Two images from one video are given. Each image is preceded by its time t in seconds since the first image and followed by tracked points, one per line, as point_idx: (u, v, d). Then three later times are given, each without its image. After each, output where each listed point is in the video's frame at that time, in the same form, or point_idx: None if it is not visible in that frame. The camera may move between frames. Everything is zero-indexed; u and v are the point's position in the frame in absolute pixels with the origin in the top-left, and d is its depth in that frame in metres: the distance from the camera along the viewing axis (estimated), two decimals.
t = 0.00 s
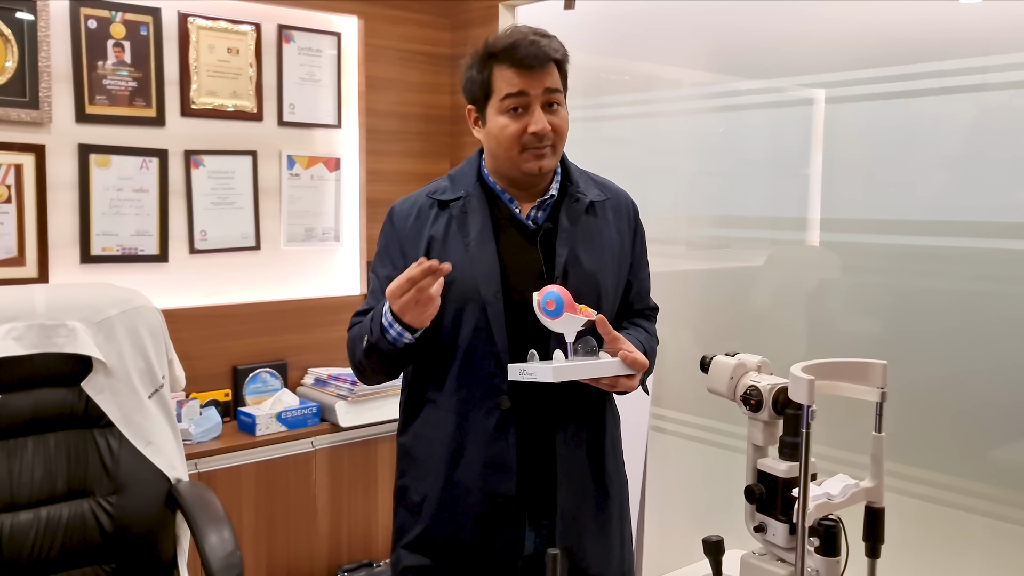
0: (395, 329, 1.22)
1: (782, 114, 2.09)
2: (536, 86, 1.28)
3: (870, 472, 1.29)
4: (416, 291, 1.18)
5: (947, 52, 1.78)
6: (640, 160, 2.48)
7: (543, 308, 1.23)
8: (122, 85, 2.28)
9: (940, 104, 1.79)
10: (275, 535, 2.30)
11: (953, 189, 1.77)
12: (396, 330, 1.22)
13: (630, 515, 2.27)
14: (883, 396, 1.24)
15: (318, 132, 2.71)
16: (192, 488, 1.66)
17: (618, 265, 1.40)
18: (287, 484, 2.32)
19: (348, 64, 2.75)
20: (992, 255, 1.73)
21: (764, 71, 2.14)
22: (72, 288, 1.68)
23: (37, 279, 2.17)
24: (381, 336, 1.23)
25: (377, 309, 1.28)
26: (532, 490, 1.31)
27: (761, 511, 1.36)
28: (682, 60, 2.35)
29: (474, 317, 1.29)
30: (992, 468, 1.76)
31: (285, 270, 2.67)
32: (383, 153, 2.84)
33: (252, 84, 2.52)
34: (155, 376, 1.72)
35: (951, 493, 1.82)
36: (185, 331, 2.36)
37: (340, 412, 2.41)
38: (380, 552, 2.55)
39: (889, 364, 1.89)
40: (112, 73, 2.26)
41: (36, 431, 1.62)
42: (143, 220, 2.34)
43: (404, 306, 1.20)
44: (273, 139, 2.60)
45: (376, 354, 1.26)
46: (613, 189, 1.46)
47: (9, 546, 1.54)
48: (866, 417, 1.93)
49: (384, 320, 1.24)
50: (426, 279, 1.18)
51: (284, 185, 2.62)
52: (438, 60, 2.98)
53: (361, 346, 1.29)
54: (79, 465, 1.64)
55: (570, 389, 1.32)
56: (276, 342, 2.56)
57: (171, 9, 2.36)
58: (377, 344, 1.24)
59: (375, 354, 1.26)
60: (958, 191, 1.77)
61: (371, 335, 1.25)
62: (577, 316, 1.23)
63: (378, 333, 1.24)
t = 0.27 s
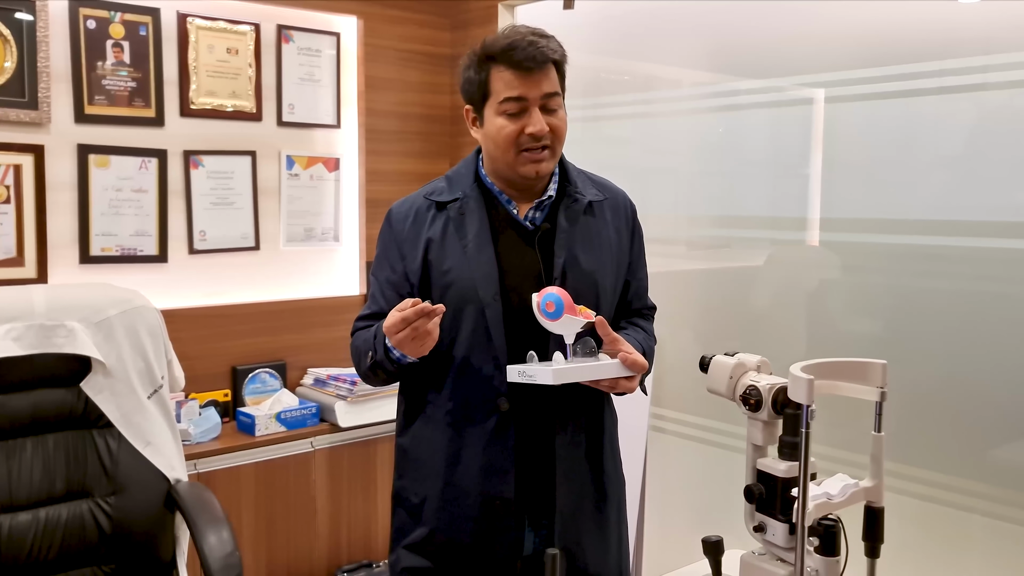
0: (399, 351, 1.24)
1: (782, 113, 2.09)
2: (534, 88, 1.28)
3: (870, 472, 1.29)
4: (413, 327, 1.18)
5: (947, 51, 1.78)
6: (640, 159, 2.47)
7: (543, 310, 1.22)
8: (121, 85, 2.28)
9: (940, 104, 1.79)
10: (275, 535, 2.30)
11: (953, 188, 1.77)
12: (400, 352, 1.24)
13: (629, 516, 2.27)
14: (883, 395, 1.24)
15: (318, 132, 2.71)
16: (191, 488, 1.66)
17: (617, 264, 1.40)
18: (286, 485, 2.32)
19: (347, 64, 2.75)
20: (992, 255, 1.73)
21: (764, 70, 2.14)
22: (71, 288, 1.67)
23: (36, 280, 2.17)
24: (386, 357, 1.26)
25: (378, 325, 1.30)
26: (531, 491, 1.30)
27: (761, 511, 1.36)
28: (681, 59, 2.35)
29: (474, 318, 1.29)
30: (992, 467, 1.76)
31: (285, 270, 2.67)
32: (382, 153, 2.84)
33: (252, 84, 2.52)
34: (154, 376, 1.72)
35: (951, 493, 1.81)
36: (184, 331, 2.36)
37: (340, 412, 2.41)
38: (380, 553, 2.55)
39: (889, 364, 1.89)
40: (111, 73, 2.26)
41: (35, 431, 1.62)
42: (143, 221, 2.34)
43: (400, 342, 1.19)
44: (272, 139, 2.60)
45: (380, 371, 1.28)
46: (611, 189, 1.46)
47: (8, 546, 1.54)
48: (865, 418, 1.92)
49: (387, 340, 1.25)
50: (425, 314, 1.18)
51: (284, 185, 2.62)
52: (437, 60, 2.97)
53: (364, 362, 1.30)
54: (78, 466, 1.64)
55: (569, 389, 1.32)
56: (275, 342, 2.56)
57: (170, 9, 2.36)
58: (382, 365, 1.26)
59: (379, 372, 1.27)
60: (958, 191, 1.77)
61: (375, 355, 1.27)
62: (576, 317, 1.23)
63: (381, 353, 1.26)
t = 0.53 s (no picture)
0: (401, 322, 1.22)
1: (781, 112, 2.09)
2: (526, 69, 1.30)
3: (869, 470, 1.29)
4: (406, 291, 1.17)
5: (946, 50, 1.78)
6: (639, 158, 2.47)
7: (539, 307, 1.23)
8: (120, 84, 2.28)
9: (938, 102, 1.79)
10: (273, 534, 2.30)
11: (952, 186, 1.77)
12: (402, 323, 1.22)
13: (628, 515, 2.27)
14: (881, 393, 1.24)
15: (316, 131, 2.71)
16: (189, 487, 1.66)
17: (615, 263, 1.40)
18: (285, 483, 2.32)
19: (346, 63, 2.75)
20: (990, 253, 1.73)
21: (763, 69, 2.14)
22: (69, 287, 1.67)
23: (35, 278, 2.17)
24: (389, 332, 1.23)
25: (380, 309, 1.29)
26: (529, 490, 1.30)
27: (759, 510, 1.36)
28: (680, 58, 2.35)
29: (470, 317, 1.28)
30: (991, 465, 1.76)
31: (284, 269, 2.67)
32: (381, 151, 2.84)
33: (250, 83, 2.52)
34: (153, 376, 1.72)
35: (950, 492, 1.82)
36: (183, 330, 2.36)
37: (339, 411, 2.41)
38: (379, 552, 2.55)
39: (887, 363, 1.89)
40: (109, 72, 2.26)
41: (33, 430, 1.61)
42: (141, 219, 2.34)
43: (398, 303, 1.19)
44: (271, 138, 2.60)
45: (384, 352, 1.25)
46: (609, 188, 1.46)
47: (6, 545, 1.54)
48: (863, 417, 1.92)
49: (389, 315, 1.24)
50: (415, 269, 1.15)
51: (282, 184, 2.61)
52: (436, 59, 2.97)
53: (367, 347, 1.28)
54: (76, 465, 1.64)
55: (566, 389, 1.32)
56: (274, 341, 2.56)
57: (169, 8, 2.36)
58: (385, 341, 1.24)
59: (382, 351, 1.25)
60: (958, 190, 1.76)
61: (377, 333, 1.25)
62: (574, 316, 1.23)
63: (384, 328, 1.24)
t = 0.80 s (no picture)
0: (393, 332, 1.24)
1: (781, 112, 2.09)
2: (520, 56, 1.34)
3: (868, 470, 1.29)
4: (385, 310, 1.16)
5: (945, 49, 1.78)
6: (639, 158, 2.47)
7: (538, 306, 1.22)
8: (120, 83, 2.28)
9: (938, 102, 1.79)
10: (273, 533, 2.30)
11: (952, 186, 1.77)
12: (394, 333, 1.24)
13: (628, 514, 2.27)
14: (880, 393, 1.24)
15: (317, 130, 2.71)
16: (189, 486, 1.66)
17: (614, 263, 1.40)
18: (285, 483, 2.32)
19: (346, 62, 2.75)
20: (990, 253, 1.73)
21: (762, 68, 2.14)
22: (69, 287, 1.67)
23: (35, 278, 2.17)
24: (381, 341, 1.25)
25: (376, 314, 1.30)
26: (528, 489, 1.30)
27: (758, 510, 1.37)
28: (680, 57, 2.35)
29: (469, 315, 1.29)
30: (991, 464, 1.75)
31: (284, 268, 2.67)
32: (380, 151, 2.85)
33: (250, 82, 2.52)
34: (152, 375, 1.72)
35: (949, 491, 1.82)
36: (183, 329, 2.36)
37: (339, 411, 2.41)
38: (378, 551, 2.55)
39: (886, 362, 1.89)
40: (109, 71, 2.26)
41: (33, 429, 1.62)
42: (142, 219, 2.34)
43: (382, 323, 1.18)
44: (271, 137, 2.60)
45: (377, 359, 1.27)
46: (609, 187, 1.46)
47: (6, 544, 1.54)
48: (863, 416, 1.92)
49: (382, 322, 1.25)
50: (387, 292, 1.14)
51: (283, 183, 2.62)
52: (436, 59, 2.98)
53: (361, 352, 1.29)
54: (77, 464, 1.64)
55: (565, 389, 1.32)
56: (274, 341, 2.56)
57: (169, 7, 2.36)
58: (378, 350, 1.25)
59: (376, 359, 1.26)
60: (957, 190, 1.76)
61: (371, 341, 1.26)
62: (572, 315, 1.23)
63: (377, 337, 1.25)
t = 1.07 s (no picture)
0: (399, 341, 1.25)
1: (780, 113, 2.09)
2: (520, 54, 1.34)
3: (867, 470, 1.29)
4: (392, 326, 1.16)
5: (945, 50, 1.78)
6: (639, 158, 2.47)
7: (538, 308, 1.22)
8: (119, 84, 2.28)
9: (938, 102, 1.79)
10: (272, 534, 2.30)
11: (951, 186, 1.77)
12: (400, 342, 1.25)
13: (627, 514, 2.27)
14: (879, 393, 1.24)
15: (316, 131, 2.71)
16: (188, 487, 1.66)
17: (613, 264, 1.40)
18: (285, 484, 2.32)
19: (346, 63, 2.75)
20: (989, 253, 1.73)
21: (762, 69, 2.14)
22: (69, 287, 1.67)
23: (34, 278, 2.17)
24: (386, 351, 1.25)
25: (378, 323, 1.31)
26: (527, 489, 1.30)
27: (758, 510, 1.37)
28: (679, 58, 2.35)
29: (469, 316, 1.29)
30: (991, 464, 1.75)
31: (283, 269, 2.67)
32: (379, 151, 2.85)
33: (250, 83, 2.52)
34: (152, 376, 1.72)
35: (948, 491, 1.82)
36: (182, 330, 2.36)
37: (339, 412, 2.41)
38: (378, 552, 2.55)
39: (885, 363, 1.89)
40: (109, 72, 2.26)
41: (33, 430, 1.62)
42: (141, 220, 2.34)
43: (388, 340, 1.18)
44: (271, 138, 2.60)
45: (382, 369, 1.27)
46: (608, 188, 1.46)
47: (6, 545, 1.54)
48: (862, 416, 1.93)
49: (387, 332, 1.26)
50: (394, 311, 1.14)
51: (282, 184, 2.62)
52: (436, 59, 2.98)
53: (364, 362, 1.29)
54: (76, 465, 1.64)
55: (564, 389, 1.32)
56: (274, 341, 2.56)
57: (168, 8, 2.36)
58: (383, 360, 1.26)
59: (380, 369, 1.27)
60: (957, 191, 1.77)
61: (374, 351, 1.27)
62: (572, 316, 1.23)
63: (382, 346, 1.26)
